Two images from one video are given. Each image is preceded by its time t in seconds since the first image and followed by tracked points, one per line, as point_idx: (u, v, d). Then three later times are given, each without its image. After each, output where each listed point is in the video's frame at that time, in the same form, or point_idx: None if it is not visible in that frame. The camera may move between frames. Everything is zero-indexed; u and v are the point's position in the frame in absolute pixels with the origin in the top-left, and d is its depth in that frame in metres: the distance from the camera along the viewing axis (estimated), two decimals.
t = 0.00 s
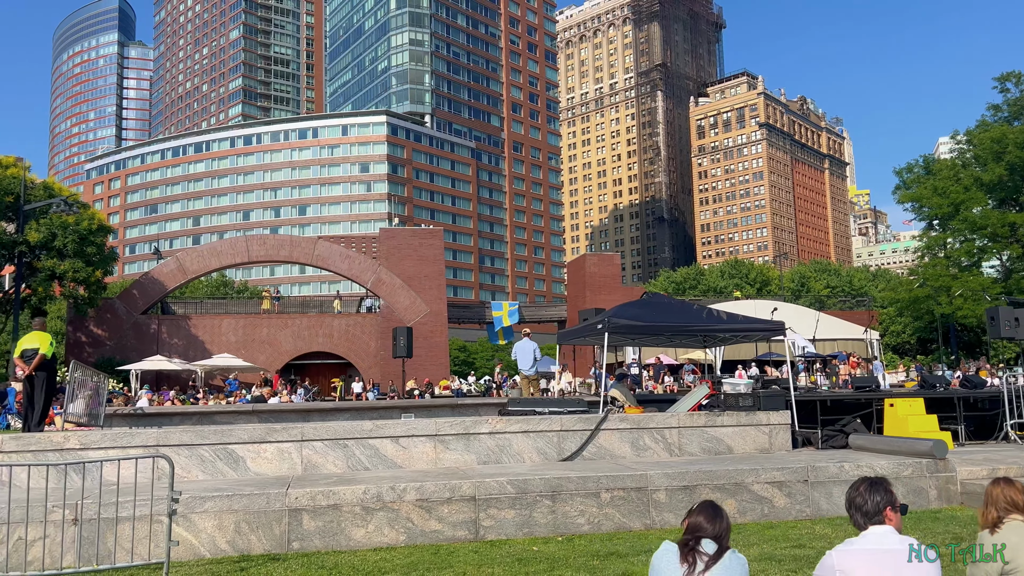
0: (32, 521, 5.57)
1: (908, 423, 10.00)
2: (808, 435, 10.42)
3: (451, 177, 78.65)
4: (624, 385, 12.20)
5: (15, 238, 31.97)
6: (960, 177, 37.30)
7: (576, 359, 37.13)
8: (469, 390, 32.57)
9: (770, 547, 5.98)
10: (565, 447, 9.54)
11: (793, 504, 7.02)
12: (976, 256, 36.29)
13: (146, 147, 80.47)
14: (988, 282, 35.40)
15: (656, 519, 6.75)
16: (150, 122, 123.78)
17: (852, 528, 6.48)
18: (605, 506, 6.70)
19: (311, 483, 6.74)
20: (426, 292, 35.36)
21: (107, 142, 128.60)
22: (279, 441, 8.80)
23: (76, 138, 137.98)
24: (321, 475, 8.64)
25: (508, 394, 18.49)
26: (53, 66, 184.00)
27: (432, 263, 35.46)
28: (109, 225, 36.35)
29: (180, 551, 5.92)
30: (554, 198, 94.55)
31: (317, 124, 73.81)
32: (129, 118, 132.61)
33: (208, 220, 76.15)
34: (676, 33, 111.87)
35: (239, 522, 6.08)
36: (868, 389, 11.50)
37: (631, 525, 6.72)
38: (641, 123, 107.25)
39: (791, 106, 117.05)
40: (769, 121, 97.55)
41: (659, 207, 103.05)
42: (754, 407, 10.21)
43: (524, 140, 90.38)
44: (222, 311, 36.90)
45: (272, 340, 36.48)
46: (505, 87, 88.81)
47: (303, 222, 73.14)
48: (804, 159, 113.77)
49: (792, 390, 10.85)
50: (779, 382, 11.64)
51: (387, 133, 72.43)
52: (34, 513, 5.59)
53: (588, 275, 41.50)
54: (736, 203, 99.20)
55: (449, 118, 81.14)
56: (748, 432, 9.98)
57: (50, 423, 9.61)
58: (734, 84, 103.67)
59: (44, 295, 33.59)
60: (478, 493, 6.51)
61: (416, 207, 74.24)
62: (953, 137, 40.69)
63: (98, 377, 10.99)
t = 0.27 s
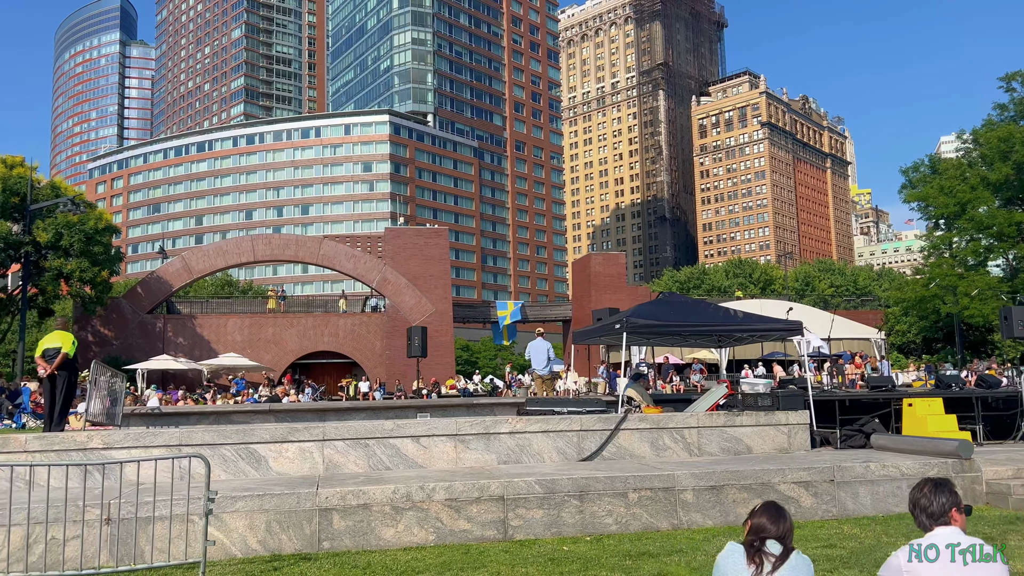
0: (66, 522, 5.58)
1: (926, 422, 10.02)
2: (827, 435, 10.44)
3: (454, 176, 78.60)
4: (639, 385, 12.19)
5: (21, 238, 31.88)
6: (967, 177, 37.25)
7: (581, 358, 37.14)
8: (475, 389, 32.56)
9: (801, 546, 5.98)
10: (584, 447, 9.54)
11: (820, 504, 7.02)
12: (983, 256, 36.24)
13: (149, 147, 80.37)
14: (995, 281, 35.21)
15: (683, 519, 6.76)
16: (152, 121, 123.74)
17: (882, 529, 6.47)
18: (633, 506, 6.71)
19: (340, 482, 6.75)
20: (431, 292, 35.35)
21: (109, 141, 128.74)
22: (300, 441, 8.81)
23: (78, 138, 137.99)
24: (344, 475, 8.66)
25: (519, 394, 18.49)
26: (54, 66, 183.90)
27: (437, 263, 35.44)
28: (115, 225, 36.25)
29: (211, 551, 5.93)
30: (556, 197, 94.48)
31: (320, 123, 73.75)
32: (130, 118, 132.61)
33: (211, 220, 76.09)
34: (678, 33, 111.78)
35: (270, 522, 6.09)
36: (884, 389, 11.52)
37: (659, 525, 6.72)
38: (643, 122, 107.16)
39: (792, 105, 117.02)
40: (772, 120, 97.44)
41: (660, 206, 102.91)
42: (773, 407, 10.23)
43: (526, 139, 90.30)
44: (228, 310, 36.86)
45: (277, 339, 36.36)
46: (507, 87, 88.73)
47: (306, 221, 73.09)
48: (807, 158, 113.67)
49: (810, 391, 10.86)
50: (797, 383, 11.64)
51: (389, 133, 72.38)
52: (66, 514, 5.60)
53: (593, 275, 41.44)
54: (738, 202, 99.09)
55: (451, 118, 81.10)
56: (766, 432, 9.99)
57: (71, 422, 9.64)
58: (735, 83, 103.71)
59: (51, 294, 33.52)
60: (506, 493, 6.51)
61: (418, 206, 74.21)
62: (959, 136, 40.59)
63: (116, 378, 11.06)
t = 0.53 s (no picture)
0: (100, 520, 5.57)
1: (946, 420, 10.01)
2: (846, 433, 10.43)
3: (457, 174, 78.55)
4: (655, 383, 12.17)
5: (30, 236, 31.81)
6: (974, 174, 37.19)
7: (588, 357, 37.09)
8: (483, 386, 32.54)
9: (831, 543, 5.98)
10: (604, 445, 9.53)
11: (845, 501, 7.02)
12: (990, 253, 36.17)
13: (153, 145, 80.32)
14: (1002, 279, 35.11)
15: (709, 516, 6.76)
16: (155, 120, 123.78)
17: (910, 526, 6.47)
18: (660, 503, 6.71)
19: (368, 479, 6.75)
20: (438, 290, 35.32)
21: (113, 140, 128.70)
22: (321, 439, 8.83)
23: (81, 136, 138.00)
24: (366, 472, 8.67)
25: (530, 392, 18.50)
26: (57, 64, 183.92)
27: (443, 261, 35.43)
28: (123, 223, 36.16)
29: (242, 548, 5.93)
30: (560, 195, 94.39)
31: (324, 121, 73.73)
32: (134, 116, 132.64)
33: (215, 218, 76.06)
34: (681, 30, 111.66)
35: (300, 519, 6.10)
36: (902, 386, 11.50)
37: (685, 523, 6.73)
38: (646, 120, 107.04)
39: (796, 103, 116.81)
40: (775, 118, 97.34)
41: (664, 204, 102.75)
42: (792, 405, 10.23)
43: (530, 137, 90.19)
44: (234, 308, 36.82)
45: (284, 337, 36.24)
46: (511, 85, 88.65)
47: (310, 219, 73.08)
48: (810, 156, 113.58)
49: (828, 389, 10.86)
50: (814, 380, 11.63)
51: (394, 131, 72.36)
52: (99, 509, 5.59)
53: (600, 273, 41.34)
54: (741, 200, 98.93)
55: (455, 116, 81.04)
56: (786, 429, 9.99)
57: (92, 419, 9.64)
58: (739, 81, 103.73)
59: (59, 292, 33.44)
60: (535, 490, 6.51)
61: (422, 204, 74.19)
62: (967, 133, 40.47)
63: (134, 376, 11.05)
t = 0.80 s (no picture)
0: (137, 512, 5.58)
1: (970, 415, 9.98)
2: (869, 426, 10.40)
3: (464, 170, 78.47)
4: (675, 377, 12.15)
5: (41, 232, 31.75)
6: (987, 170, 37.01)
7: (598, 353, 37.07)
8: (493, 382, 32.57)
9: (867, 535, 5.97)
10: (627, 439, 9.53)
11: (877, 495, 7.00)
12: (1002, 249, 35.99)
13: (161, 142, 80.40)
14: (1014, 275, 34.94)
15: (741, 509, 6.76)
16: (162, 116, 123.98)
17: (943, 520, 6.45)
18: (691, 497, 6.71)
19: (400, 472, 6.77)
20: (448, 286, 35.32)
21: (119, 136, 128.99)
22: (347, 432, 8.85)
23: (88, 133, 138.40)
24: (391, 466, 8.69)
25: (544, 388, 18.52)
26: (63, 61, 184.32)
27: (452, 257, 35.41)
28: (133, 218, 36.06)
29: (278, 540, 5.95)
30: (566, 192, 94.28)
31: (331, 118, 73.71)
32: (141, 113, 132.99)
33: (223, 214, 76.14)
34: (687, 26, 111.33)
35: (335, 511, 6.11)
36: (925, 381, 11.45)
37: (717, 515, 6.72)
38: (652, 116, 106.83)
39: (802, 98, 116.47)
40: (782, 114, 96.92)
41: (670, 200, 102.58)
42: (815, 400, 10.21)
43: (537, 134, 90.04)
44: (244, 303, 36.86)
45: (295, 333, 36.22)
46: (517, 80, 88.47)
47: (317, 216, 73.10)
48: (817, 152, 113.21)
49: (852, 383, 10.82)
50: (836, 375, 11.59)
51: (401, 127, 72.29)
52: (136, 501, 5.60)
53: (609, 269, 41.15)
54: (748, 196, 98.64)
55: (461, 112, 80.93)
56: (809, 424, 9.98)
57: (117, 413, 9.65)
58: (745, 76, 103.39)
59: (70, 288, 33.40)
60: (566, 483, 6.52)
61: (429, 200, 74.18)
62: (979, 128, 40.25)
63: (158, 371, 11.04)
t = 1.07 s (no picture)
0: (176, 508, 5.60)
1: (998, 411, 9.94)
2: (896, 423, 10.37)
3: (474, 165, 78.37)
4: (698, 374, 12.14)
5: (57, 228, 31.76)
6: (1003, 164, 36.72)
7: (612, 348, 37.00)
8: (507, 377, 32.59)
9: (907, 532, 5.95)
10: (654, 435, 9.52)
11: (911, 491, 6.98)
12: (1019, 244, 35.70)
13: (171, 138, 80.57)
14: None
15: (776, 506, 6.74)
16: (171, 112, 124.37)
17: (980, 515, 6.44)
18: (727, 493, 6.70)
19: (435, 467, 6.79)
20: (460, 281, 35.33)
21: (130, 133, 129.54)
22: (376, 428, 8.87)
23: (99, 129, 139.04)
24: (420, 461, 8.71)
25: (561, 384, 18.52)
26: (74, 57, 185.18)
27: (465, 252, 35.42)
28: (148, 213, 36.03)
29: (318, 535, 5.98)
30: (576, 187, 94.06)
31: (341, 113, 73.71)
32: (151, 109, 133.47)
33: (234, 210, 76.30)
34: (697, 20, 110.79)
35: (373, 506, 6.14)
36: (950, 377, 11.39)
37: (751, 512, 6.72)
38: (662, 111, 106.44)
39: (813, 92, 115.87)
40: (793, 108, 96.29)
41: (680, 195, 102.29)
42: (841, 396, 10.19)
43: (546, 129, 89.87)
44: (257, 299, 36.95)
45: (308, 328, 36.36)
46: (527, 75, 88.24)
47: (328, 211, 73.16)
48: (828, 146, 112.56)
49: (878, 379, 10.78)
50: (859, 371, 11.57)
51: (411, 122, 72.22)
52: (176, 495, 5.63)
53: (622, 264, 41.00)
54: (758, 190, 98.16)
55: (471, 107, 80.82)
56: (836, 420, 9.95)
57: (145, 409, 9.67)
58: (756, 71, 102.83)
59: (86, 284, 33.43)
60: (602, 479, 6.52)
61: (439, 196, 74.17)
62: (996, 122, 39.90)
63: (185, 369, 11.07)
